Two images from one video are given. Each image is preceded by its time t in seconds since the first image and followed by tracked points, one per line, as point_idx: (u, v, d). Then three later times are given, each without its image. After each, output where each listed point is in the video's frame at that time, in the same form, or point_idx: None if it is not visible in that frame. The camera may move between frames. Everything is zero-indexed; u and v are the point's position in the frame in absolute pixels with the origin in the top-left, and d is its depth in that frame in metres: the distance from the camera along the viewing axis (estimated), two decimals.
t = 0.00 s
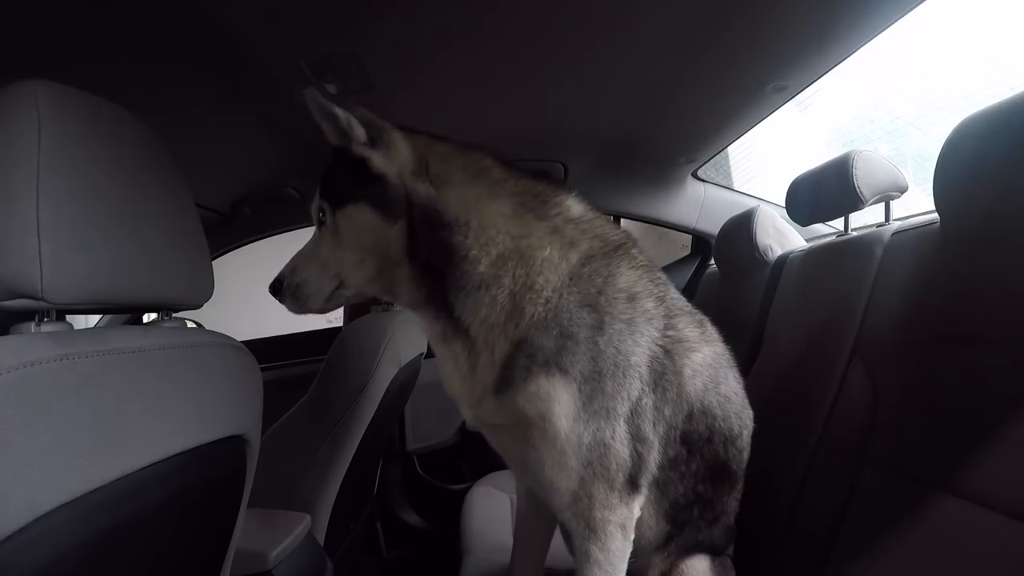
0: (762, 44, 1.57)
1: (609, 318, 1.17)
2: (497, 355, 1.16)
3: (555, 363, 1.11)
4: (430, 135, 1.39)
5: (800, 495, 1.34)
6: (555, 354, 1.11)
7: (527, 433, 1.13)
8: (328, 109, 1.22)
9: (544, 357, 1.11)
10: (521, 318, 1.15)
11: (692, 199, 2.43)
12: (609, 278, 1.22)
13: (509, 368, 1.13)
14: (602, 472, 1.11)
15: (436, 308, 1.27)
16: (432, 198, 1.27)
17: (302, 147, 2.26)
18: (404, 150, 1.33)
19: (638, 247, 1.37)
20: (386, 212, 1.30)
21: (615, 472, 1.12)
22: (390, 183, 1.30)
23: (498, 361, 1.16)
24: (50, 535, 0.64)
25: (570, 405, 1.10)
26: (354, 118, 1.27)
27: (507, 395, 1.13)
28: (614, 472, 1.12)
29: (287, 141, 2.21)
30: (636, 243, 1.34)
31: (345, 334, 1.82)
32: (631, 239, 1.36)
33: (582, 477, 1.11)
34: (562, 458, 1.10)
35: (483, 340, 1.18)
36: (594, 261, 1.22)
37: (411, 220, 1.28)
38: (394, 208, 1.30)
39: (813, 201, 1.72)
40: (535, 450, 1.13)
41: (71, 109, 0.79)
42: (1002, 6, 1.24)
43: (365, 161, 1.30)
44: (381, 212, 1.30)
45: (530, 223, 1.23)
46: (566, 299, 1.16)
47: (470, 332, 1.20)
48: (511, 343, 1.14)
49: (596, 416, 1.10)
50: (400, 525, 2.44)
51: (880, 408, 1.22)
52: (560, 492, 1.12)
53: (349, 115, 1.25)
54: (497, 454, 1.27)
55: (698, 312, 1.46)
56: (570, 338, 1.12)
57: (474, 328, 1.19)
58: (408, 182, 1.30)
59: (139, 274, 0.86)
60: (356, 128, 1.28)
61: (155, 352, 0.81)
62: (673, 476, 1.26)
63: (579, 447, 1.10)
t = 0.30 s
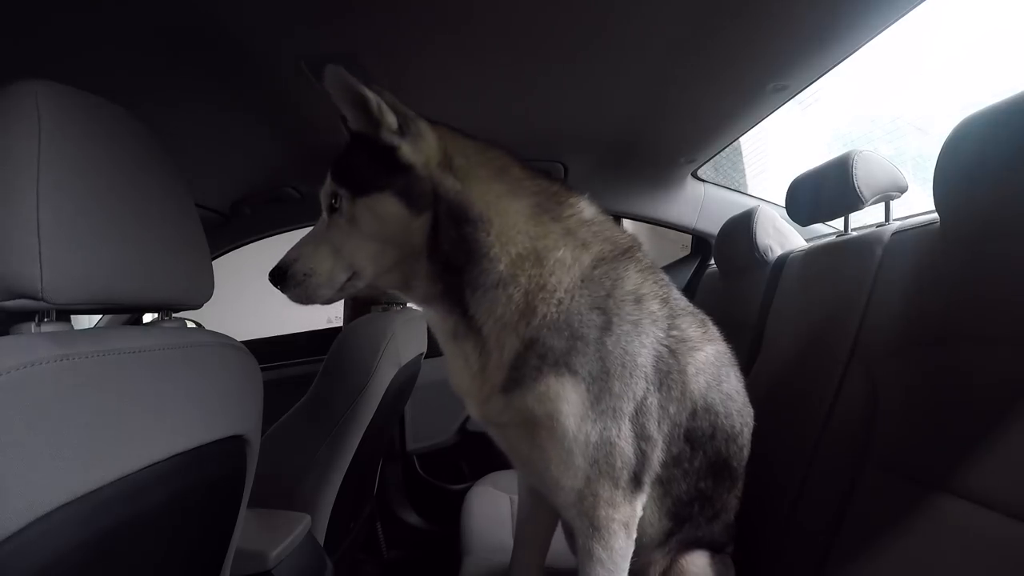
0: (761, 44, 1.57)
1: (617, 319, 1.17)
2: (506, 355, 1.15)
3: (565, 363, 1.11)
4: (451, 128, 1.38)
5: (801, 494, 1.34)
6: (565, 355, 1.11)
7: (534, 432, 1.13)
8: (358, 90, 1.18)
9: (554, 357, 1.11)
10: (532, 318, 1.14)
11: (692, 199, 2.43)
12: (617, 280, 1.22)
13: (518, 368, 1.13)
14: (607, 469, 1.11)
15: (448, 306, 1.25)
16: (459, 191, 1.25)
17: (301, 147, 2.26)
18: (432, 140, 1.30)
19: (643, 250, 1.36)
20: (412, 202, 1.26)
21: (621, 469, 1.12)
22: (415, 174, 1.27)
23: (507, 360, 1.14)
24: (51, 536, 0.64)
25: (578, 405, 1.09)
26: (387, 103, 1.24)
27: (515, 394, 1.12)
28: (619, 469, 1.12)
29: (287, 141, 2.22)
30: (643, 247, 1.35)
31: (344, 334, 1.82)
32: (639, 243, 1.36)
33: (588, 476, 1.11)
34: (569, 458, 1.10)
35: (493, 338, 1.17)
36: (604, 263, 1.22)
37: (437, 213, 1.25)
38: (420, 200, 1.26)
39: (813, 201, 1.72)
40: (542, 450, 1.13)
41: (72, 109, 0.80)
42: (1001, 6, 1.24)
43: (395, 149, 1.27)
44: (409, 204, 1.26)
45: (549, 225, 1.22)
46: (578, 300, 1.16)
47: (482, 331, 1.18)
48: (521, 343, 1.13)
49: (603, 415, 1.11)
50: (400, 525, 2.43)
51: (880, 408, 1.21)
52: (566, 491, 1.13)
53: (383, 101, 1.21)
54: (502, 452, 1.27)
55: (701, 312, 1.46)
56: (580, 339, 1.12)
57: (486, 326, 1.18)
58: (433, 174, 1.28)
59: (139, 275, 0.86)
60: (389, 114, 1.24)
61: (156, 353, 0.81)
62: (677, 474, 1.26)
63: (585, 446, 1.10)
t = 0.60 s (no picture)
0: (761, 44, 1.57)
1: (632, 319, 1.18)
2: (523, 352, 1.15)
3: (581, 363, 1.11)
4: (490, 120, 1.37)
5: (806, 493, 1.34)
6: (582, 354, 1.11)
7: (548, 430, 1.13)
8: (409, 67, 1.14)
9: (571, 356, 1.11)
10: (553, 315, 1.14)
11: (692, 199, 2.43)
12: (633, 283, 1.23)
13: (536, 366, 1.12)
14: (620, 468, 1.11)
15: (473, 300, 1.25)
16: (500, 184, 1.25)
17: (301, 146, 2.26)
18: (477, 131, 1.28)
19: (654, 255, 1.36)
20: (457, 191, 1.24)
21: (632, 468, 1.12)
22: (459, 162, 1.25)
23: (524, 356, 1.14)
24: (51, 536, 0.64)
25: (593, 404, 1.09)
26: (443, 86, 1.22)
27: (530, 392, 1.12)
28: (631, 468, 1.12)
29: (286, 141, 2.22)
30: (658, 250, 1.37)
31: (345, 334, 1.82)
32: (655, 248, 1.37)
33: (600, 475, 1.11)
34: (581, 456, 1.10)
35: (512, 333, 1.17)
36: (622, 265, 1.23)
37: (479, 205, 1.23)
38: (465, 189, 1.24)
39: (814, 201, 1.72)
40: (555, 448, 1.13)
41: (72, 109, 0.80)
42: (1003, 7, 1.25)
43: (445, 134, 1.24)
44: (454, 193, 1.24)
45: (576, 224, 1.24)
46: (597, 299, 1.16)
47: (503, 327, 1.18)
48: (540, 341, 1.13)
49: (618, 415, 1.10)
50: (400, 525, 2.43)
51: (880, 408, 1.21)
52: (576, 490, 1.13)
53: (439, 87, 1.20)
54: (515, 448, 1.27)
55: (713, 315, 1.47)
56: (598, 339, 1.12)
57: (508, 322, 1.18)
58: (478, 164, 1.26)
59: (139, 275, 0.86)
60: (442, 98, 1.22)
61: (156, 353, 0.81)
62: (688, 473, 1.26)
63: (599, 446, 1.09)
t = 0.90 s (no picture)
0: (761, 44, 1.57)
1: (639, 321, 1.18)
2: (540, 354, 1.11)
3: (594, 365, 1.10)
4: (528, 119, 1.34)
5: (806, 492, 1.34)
6: (596, 358, 1.10)
7: (558, 432, 1.11)
8: (487, 35, 1.12)
9: (586, 360, 1.10)
10: (571, 317, 1.12)
11: (692, 199, 2.43)
12: (639, 285, 1.24)
13: (551, 368, 1.10)
14: (624, 467, 1.11)
15: (499, 301, 1.16)
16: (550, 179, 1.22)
17: (301, 146, 2.26)
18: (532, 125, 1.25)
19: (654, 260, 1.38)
20: (520, 183, 1.17)
21: (635, 467, 1.12)
22: (519, 150, 1.20)
23: (538, 359, 1.11)
24: (51, 535, 0.64)
25: (602, 406, 1.09)
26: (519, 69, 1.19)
27: (542, 394, 1.10)
28: (635, 467, 1.12)
29: (286, 141, 2.22)
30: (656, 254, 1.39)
31: (344, 334, 1.81)
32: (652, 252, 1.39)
33: (606, 475, 1.10)
34: (588, 457, 1.09)
35: (531, 334, 1.12)
36: (631, 269, 1.25)
37: (536, 199, 1.18)
38: (527, 182, 1.18)
39: (814, 201, 1.72)
40: (564, 449, 1.11)
41: (72, 110, 0.80)
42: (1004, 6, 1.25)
43: (513, 119, 1.20)
44: (517, 184, 1.17)
45: (599, 226, 1.24)
46: (608, 302, 1.16)
47: (523, 327, 1.13)
48: (560, 344, 1.11)
49: (624, 415, 1.11)
50: (401, 525, 2.43)
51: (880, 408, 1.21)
52: (581, 490, 1.12)
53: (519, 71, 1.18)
54: (520, 448, 1.25)
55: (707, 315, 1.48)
56: (610, 343, 1.12)
57: (529, 322, 1.13)
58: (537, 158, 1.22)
59: (138, 276, 0.86)
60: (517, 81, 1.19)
61: (156, 353, 0.82)
62: (685, 469, 1.26)
63: (606, 448, 1.09)
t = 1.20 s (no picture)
0: (761, 44, 1.58)
1: (634, 328, 1.19)
2: (542, 364, 1.09)
3: (594, 374, 1.10)
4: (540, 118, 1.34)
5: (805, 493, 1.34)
6: (597, 367, 1.10)
7: (557, 441, 1.10)
8: (547, 18, 1.12)
9: (588, 369, 1.10)
10: (575, 325, 1.11)
11: (692, 199, 2.43)
12: (632, 292, 1.25)
13: (553, 379, 1.09)
14: (618, 471, 1.11)
15: (507, 304, 1.13)
16: (570, 177, 1.22)
17: (301, 146, 2.26)
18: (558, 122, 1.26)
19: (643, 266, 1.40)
20: (551, 176, 1.16)
21: (629, 470, 1.13)
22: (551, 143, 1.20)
23: (542, 369, 1.09)
24: (51, 535, 0.64)
25: (599, 412, 1.09)
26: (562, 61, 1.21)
27: (543, 404, 1.09)
28: (629, 471, 1.13)
29: (286, 141, 2.22)
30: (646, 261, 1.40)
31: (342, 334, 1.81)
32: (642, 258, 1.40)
33: (602, 480, 1.10)
34: (585, 465, 1.09)
35: (536, 343, 1.10)
36: (626, 275, 1.26)
37: (563, 197, 1.17)
38: (557, 177, 1.18)
39: (813, 200, 1.72)
40: (562, 458, 1.10)
41: (76, 110, 0.80)
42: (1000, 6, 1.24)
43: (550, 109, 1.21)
44: (549, 177, 1.15)
45: (604, 233, 1.26)
46: (607, 310, 1.16)
47: (528, 335, 1.10)
48: (565, 355, 1.09)
49: (621, 422, 1.11)
50: (400, 525, 2.43)
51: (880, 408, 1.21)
52: (579, 496, 1.11)
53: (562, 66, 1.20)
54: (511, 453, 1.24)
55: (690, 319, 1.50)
56: (611, 353, 1.13)
57: (532, 331, 1.10)
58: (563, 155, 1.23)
59: (139, 276, 0.86)
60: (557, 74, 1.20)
61: (155, 353, 0.82)
62: (672, 471, 1.27)
63: (603, 454, 1.09)
